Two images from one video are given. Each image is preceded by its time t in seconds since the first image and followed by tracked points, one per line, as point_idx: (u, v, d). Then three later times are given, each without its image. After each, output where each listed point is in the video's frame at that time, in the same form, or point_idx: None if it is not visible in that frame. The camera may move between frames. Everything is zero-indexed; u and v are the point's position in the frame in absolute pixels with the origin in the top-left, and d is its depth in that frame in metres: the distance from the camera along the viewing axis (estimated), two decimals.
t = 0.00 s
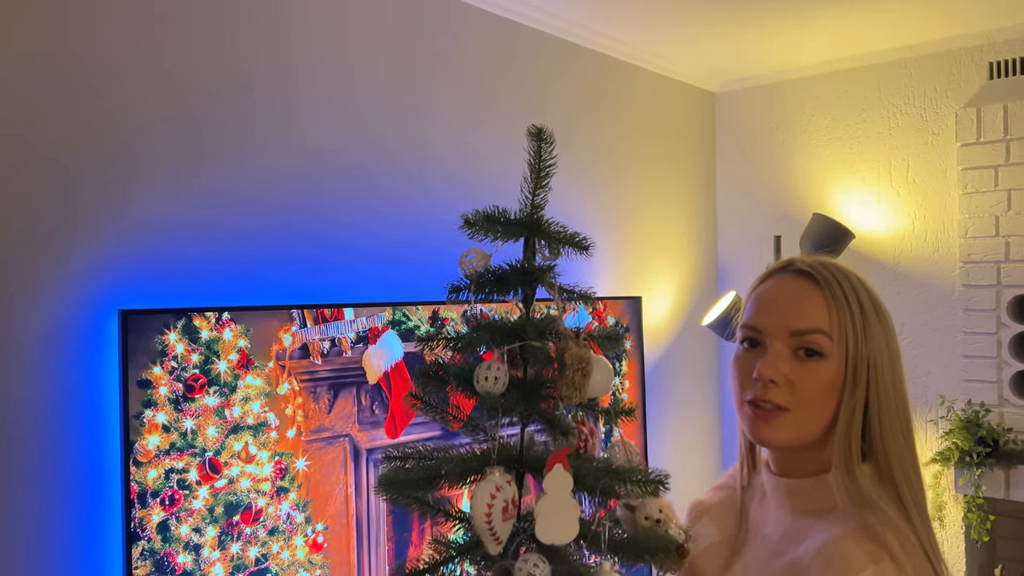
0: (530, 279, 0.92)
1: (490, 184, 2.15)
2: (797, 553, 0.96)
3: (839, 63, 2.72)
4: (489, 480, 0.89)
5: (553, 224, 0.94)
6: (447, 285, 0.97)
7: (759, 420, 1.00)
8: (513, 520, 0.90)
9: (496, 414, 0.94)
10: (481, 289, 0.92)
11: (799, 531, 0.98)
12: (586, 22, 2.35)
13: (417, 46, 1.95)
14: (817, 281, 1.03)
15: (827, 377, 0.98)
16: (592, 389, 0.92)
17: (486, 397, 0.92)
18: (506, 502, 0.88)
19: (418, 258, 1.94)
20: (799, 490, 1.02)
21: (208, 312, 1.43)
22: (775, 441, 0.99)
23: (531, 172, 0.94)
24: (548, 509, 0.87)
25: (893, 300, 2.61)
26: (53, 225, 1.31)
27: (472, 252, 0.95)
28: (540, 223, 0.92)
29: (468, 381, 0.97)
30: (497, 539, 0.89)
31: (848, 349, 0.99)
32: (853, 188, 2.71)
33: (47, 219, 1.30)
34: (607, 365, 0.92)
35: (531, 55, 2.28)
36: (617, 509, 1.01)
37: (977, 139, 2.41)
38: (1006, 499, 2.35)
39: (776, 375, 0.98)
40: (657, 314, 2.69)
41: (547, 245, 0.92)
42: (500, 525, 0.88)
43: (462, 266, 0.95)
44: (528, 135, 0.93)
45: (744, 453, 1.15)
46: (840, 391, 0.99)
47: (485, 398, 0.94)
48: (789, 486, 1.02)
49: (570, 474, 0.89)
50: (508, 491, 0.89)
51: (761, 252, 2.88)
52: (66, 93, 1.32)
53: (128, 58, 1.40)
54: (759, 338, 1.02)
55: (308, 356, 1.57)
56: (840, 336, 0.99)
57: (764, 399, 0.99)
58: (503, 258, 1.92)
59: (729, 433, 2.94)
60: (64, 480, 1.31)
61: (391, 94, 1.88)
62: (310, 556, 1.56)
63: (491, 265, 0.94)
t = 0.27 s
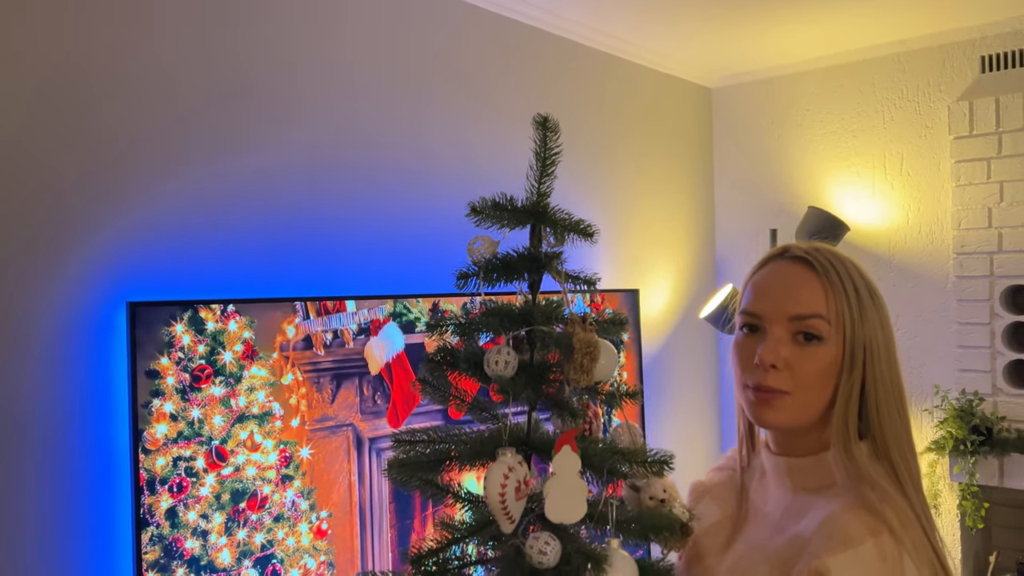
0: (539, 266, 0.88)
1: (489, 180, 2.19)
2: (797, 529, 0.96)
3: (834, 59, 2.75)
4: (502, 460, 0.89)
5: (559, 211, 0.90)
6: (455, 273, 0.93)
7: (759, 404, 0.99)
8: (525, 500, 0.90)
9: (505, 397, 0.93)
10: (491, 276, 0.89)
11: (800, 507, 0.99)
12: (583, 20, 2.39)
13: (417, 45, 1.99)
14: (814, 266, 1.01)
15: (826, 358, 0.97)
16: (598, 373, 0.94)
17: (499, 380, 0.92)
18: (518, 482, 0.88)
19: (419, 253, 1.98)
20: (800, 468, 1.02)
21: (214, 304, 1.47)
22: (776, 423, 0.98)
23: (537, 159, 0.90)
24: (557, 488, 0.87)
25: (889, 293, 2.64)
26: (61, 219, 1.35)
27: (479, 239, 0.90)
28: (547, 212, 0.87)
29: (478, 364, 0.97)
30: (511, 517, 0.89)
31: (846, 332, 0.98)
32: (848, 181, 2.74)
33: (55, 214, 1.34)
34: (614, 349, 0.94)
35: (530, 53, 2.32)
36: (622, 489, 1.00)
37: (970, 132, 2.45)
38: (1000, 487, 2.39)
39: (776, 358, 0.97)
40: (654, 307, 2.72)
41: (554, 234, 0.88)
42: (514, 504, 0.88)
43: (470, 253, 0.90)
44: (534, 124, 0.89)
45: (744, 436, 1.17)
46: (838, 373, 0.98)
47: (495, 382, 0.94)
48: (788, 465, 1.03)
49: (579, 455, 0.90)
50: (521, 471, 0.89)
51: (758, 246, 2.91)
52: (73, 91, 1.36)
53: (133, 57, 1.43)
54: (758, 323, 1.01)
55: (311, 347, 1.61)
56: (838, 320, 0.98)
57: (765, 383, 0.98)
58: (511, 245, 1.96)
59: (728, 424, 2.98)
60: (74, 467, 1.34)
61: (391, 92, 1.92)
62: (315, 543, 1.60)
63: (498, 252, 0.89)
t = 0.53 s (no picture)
0: (540, 256, 0.89)
1: (487, 176, 2.21)
2: (792, 507, 0.99)
3: (829, 55, 2.77)
4: (508, 444, 0.87)
5: (559, 203, 0.91)
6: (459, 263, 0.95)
7: (751, 389, 1.01)
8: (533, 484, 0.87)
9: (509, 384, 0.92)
10: (494, 266, 0.89)
11: (795, 486, 1.01)
12: (580, 17, 2.41)
13: (416, 43, 2.02)
14: (802, 253, 1.02)
15: (814, 344, 0.98)
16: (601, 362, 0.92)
17: (504, 368, 0.90)
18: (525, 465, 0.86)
19: (418, 248, 2.01)
20: (796, 450, 1.04)
21: (215, 298, 1.50)
22: (768, 408, 1.00)
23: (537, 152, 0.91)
24: (562, 471, 0.86)
25: (884, 286, 2.67)
26: (66, 215, 1.37)
27: (483, 230, 0.91)
28: (546, 203, 0.88)
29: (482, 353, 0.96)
30: (520, 501, 0.87)
31: (834, 318, 0.99)
32: (842, 175, 2.77)
33: (59, 211, 1.37)
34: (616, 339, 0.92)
35: (527, 50, 2.34)
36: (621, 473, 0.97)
37: (962, 126, 2.48)
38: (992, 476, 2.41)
39: (765, 344, 0.98)
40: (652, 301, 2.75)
41: (554, 224, 0.89)
42: (522, 488, 0.86)
43: (473, 244, 0.91)
44: (533, 117, 0.91)
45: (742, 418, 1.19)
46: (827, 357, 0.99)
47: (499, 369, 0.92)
48: (784, 446, 1.05)
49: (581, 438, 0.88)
50: (528, 454, 0.87)
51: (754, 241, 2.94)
52: (75, 89, 1.38)
53: (134, 56, 1.46)
54: (749, 310, 1.02)
55: (311, 340, 1.64)
56: (825, 306, 0.99)
57: (755, 368, 0.99)
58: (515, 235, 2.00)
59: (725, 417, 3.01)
60: (80, 457, 1.37)
61: (390, 89, 1.95)
62: (315, 532, 1.63)
63: (501, 243, 0.91)
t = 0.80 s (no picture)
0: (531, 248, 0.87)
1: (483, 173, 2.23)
2: (784, 487, 1.00)
3: (821, 51, 2.79)
4: (506, 426, 0.85)
5: (548, 194, 0.88)
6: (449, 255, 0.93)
7: (729, 373, 1.05)
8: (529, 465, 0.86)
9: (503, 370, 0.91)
10: (486, 258, 0.88)
11: (786, 466, 1.03)
12: (575, 15, 2.43)
13: (411, 40, 2.03)
14: (780, 245, 1.03)
15: (785, 335, 1.00)
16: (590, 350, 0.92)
17: (498, 353, 0.90)
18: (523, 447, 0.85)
19: (415, 244, 2.03)
20: (784, 431, 1.07)
21: (214, 292, 1.52)
22: (746, 392, 1.05)
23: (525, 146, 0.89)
24: (556, 453, 0.84)
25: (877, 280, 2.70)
26: (66, 211, 1.40)
27: (473, 222, 0.88)
28: (536, 195, 0.86)
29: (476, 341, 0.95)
30: (517, 481, 0.85)
31: (806, 310, 1.00)
32: (835, 171, 2.79)
33: (59, 207, 1.39)
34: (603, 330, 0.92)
35: (522, 47, 2.36)
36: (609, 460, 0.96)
37: (952, 121, 2.50)
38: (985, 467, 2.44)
39: (738, 332, 1.02)
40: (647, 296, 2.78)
41: (542, 216, 0.87)
42: (521, 470, 0.85)
43: (463, 236, 0.88)
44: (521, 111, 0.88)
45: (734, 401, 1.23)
46: (798, 348, 1.01)
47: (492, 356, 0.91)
48: (772, 428, 1.08)
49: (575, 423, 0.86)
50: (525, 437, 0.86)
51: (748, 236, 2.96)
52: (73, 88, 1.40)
53: (131, 54, 1.48)
54: (730, 298, 1.06)
55: (309, 334, 1.66)
56: (797, 298, 1.00)
57: (730, 354, 1.04)
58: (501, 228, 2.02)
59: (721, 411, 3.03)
60: (82, 449, 1.40)
61: (386, 86, 1.97)
62: (314, 522, 1.66)
63: (492, 234, 0.88)
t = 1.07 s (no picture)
0: (518, 236, 0.87)
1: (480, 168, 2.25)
2: (775, 473, 1.00)
3: (816, 46, 2.81)
4: (495, 412, 0.83)
5: (533, 183, 0.88)
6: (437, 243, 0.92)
7: (723, 366, 1.05)
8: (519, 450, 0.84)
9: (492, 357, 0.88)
10: (474, 245, 0.87)
11: (776, 453, 1.03)
12: (570, 11, 2.45)
13: (407, 36, 2.05)
14: (775, 241, 1.02)
15: (779, 331, 0.99)
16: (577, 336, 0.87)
17: (487, 341, 0.87)
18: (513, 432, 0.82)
19: (413, 238, 2.04)
20: (773, 418, 1.06)
21: (213, 286, 1.54)
22: (739, 384, 1.05)
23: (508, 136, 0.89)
24: (547, 438, 0.82)
25: (871, 273, 2.72)
26: (66, 205, 1.41)
27: (459, 211, 0.87)
28: (521, 183, 0.86)
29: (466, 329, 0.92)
30: (507, 467, 0.82)
31: (801, 307, 0.99)
32: (830, 166, 2.81)
33: (59, 201, 1.40)
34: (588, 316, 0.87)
35: (519, 43, 2.38)
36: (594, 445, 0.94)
37: (946, 116, 2.51)
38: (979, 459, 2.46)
39: (733, 328, 1.01)
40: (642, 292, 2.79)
41: (527, 205, 0.87)
42: (511, 456, 0.82)
43: (449, 225, 0.88)
44: (505, 100, 0.88)
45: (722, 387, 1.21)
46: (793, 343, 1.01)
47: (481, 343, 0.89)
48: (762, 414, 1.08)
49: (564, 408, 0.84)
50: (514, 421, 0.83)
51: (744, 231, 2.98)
52: (73, 83, 1.42)
53: (130, 50, 1.49)
54: (725, 292, 1.05)
55: (307, 326, 1.68)
56: (792, 296, 1.00)
57: (725, 348, 1.03)
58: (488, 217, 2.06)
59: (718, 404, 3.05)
60: (83, 440, 1.42)
61: (383, 82, 1.99)
62: (313, 513, 1.67)
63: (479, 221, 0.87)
